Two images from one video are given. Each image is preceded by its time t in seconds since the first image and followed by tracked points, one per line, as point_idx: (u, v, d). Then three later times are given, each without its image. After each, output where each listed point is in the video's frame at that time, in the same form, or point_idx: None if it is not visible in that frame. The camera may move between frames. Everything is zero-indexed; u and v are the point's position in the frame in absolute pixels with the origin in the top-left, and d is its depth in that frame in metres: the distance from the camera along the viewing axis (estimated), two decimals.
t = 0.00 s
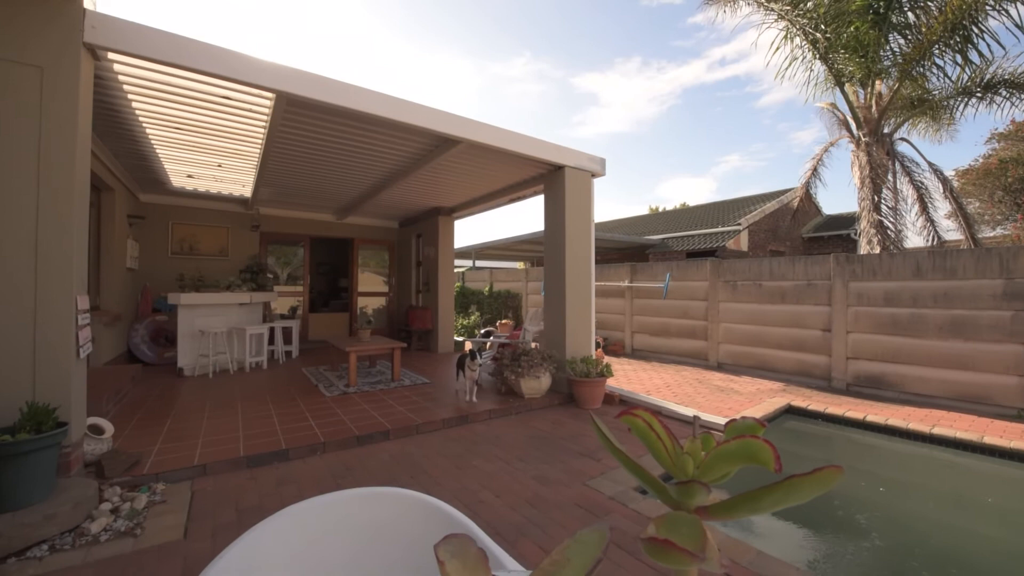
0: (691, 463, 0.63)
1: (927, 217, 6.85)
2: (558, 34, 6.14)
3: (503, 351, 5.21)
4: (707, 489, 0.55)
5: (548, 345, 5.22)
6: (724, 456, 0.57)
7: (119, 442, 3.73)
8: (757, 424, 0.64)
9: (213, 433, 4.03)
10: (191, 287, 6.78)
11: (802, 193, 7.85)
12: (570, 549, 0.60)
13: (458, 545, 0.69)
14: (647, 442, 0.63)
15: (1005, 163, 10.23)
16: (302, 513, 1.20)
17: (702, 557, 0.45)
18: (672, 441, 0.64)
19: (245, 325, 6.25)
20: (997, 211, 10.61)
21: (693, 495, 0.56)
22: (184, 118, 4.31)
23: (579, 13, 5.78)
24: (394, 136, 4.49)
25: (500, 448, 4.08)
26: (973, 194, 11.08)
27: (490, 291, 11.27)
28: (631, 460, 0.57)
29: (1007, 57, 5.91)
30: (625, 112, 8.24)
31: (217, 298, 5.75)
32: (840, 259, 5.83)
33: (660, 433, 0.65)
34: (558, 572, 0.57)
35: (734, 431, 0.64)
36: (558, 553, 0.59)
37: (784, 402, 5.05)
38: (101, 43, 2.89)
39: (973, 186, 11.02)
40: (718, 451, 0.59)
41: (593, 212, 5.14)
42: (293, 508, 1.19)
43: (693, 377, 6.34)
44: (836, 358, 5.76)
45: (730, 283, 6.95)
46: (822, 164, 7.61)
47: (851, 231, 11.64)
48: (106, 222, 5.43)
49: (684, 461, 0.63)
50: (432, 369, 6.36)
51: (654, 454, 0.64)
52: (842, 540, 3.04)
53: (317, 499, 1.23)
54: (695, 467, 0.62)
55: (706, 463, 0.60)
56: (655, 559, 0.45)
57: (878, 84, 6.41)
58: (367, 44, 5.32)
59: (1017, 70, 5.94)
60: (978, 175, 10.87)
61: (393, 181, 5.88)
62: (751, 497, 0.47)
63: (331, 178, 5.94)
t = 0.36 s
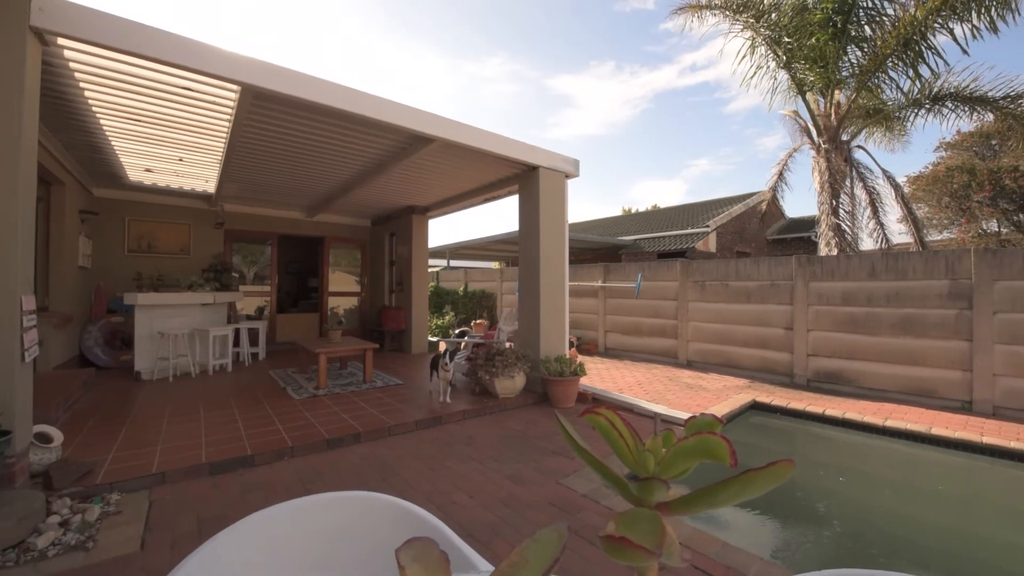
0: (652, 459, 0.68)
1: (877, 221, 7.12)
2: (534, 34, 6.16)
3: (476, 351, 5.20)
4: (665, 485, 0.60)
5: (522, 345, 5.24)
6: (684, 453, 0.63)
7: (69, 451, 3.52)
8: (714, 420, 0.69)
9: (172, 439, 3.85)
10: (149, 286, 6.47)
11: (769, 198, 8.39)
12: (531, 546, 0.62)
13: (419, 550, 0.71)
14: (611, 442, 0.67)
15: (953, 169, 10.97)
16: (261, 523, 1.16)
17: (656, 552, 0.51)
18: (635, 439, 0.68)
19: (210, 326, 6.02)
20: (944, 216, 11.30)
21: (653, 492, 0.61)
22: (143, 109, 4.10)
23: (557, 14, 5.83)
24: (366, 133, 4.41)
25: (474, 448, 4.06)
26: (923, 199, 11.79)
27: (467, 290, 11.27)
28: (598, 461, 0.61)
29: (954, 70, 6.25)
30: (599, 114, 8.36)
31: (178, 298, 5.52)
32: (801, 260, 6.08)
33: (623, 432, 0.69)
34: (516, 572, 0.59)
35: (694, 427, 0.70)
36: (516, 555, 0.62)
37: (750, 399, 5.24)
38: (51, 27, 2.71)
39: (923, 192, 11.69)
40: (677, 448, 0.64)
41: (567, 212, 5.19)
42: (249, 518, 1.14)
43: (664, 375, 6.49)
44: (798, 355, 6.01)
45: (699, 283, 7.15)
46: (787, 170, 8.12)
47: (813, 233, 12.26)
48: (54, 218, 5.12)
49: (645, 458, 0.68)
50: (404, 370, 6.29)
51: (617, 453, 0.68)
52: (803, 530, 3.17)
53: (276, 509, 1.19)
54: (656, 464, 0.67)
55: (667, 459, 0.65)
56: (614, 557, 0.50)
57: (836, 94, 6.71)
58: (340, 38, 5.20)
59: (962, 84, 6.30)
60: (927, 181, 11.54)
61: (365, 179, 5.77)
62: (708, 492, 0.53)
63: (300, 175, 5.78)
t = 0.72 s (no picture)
0: (614, 457, 0.69)
1: (833, 225, 7.46)
2: (511, 35, 6.17)
3: (450, 351, 5.17)
4: (625, 484, 0.61)
5: (496, 345, 5.23)
6: (645, 450, 0.64)
7: (11, 461, 3.29)
8: (674, 418, 0.71)
9: (128, 447, 3.66)
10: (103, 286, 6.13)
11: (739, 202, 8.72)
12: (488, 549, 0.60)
13: (379, 555, 0.67)
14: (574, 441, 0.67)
15: (905, 176, 11.62)
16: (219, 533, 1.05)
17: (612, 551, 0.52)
18: (597, 438, 0.69)
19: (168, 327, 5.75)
20: (896, 220, 11.97)
21: (613, 490, 0.62)
22: (97, 99, 3.89)
23: (535, 15, 5.87)
24: (337, 129, 4.31)
25: (447, 449, 4.04)
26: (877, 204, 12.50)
27: (441, 290, 11.19)
28: (561, 461, 0.61)
29: (908, 82, 6.61)
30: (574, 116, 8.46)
31: (134, 298, 5.24)
32: (765, 262, 6.31)
33: (585, 430, 0.69)
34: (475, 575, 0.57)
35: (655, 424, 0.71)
36: (474, 557, 0.59)
37: (717, 395, 5.40)
38: None
39: (877, 197, 12.34)
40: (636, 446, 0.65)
41: (541, 213, 5.21)
42: (208, 527, 1.03)
43: (635, 373, 6.62)
44: (761, 353, 6.25)
45: (669, 283, 7.32)
46: (753, 173, 8.46)
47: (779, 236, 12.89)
48: None
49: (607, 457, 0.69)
50: (375, 371, 6.18)
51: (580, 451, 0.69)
52: (766, 521, 3.30)
53: (236, 518, 1.08)
54: (618, 462, 0.68)
55: (629, 457, 0.66)
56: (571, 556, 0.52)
57: (799, 101, 6.87)
58: (313, 33, 5.07)
59: (916, 94, 6.66)
60: (881, 187, 12.19)
61: (335, 176, 5.64)
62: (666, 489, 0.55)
63: (267, 171, 5.60)
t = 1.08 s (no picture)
0: (576, 456, 0.73)
1: (799, 228, 7.83)
2: (488, 35, 6.16)
3: (423, 352, 5.12)
4: (587, 482, 0.64)
5: (469, 345, 5.21)
6: (608, 448, 0.69)
7: None
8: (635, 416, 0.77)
9: (79, 456, 3.46)
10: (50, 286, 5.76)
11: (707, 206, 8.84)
12: (447, 551, 0.61)
13: (337, 560, 0.70)
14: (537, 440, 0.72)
15: (860, 182, 12.21)
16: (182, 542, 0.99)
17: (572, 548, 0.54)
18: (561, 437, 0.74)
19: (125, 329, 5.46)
20: (852, 224, 12.60)
21: (575, 489, 0.65)
22: (45, 87, 3.65)
23: (511, 14, 5.89)
24: (307, 124, 4.19)
25: (419, 451, 3.99)
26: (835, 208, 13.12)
27: (414, 290, 11.06)
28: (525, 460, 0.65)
29: (864, 92, 6.91)
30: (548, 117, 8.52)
31: (86, 298, 4.96)
32: (731, 263, 6.52)
33: (549, 429, 0.74)
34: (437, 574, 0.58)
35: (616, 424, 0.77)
36: (432, 560, 0.60)
37: (686, 392, 5.55)
38: None
39: (836, 202, 12.95)
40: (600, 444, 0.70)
41: (514, 213, 5.22)
42: (170, 536, 0.97)
43: (608, 372, 6.72)
44: (728, 351, 6.46)
45: (641, 283, 7.47)
46: (721, 178, 8.59)
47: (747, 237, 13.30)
48: None
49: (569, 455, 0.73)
50: (345, 373, 6.05)
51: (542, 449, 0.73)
52: (733, 513, 3.42)
53: (201, 526, 1.02)
54: (580, 460, 0.72)
55: (591, 456, 0.70)
56: (528, 555, 0.52)
57: (763, 109, 7.13)
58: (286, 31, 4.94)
59: (872, 104, 6.99)
60: (839, 193, 12.80)
61: (304, 172, 5.49)
62: (630, 487, 0.58)
63: (231, 166, 5.39)
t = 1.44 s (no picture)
0: (538, 456, 0.81)
1: (767, 229, 8.19)
2: (466, 34, 6.15)
3: (395, 352, 5.05)
4: (548, 482, 0.69)
5: (443, 345, 5.17)
6: (570, 446, 0.75)
7: None
8: (596, 415, 0.84)
9: (24, 466, 3.24)
10: None
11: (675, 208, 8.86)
12: (404, 555, 0.63)
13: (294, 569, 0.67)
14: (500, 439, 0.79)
15: (820, 187, 12.83)
16: (126, 554, 0.93)
17: (531, 549, 0.59)
18: (523, 437, 0.81)
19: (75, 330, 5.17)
20: (812, 226, 13.23)
21: (537, 488, 0.70)
22: None
23: (488, 13, 5.87)
24: (275, 119, 4.05)
25: (391, 453, 3.93)
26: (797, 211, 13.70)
27: (386, 290, 10.88)
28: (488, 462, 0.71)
29: (822, 100, 7.00)
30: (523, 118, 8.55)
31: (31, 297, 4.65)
32: (699, 263, 6.71)
33: (512, 431, 0.81)
34: None
35: (579, 423, 0.84)
36: (390, 562, 0.63)
37: (656, 390, 5.68)
38: None
39: (797, 206, 13.52)
40: (561, 443, 0.77)
41: (488, 213, 5.20)
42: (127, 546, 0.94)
43: (581, 371, 6.80)
44: (697, 349, 6.64)
45: (613, 283, 7.58)
46: (691, 180, 8.62)
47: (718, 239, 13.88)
48: None
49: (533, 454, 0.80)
50: (314, 375, 5.90)
51: (506, 448, 0.80)
52: (700, 507, 3.52)
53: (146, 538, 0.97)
54: (542, 460, 0.80)
55: (554, 455, 0.77)
56: (489, 557, 0.57)
57: (729, 115, 7.38)
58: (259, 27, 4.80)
59: (829, 113, 7.14)
60: (800, 197, 13.36)
61: (271, 168, 5.31)
62: (592, 483, 0.64)
63: (193, 161, 5.17)
